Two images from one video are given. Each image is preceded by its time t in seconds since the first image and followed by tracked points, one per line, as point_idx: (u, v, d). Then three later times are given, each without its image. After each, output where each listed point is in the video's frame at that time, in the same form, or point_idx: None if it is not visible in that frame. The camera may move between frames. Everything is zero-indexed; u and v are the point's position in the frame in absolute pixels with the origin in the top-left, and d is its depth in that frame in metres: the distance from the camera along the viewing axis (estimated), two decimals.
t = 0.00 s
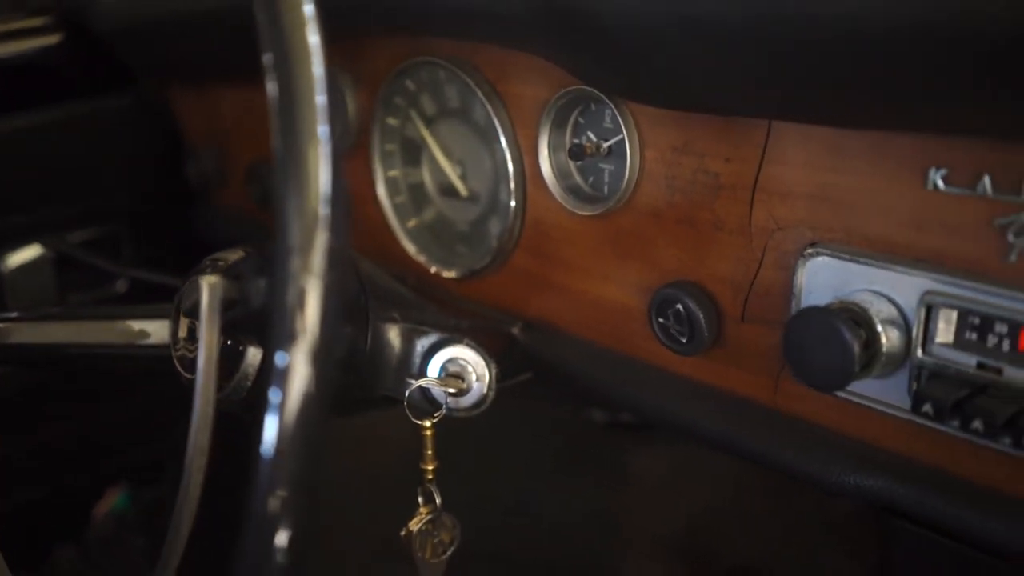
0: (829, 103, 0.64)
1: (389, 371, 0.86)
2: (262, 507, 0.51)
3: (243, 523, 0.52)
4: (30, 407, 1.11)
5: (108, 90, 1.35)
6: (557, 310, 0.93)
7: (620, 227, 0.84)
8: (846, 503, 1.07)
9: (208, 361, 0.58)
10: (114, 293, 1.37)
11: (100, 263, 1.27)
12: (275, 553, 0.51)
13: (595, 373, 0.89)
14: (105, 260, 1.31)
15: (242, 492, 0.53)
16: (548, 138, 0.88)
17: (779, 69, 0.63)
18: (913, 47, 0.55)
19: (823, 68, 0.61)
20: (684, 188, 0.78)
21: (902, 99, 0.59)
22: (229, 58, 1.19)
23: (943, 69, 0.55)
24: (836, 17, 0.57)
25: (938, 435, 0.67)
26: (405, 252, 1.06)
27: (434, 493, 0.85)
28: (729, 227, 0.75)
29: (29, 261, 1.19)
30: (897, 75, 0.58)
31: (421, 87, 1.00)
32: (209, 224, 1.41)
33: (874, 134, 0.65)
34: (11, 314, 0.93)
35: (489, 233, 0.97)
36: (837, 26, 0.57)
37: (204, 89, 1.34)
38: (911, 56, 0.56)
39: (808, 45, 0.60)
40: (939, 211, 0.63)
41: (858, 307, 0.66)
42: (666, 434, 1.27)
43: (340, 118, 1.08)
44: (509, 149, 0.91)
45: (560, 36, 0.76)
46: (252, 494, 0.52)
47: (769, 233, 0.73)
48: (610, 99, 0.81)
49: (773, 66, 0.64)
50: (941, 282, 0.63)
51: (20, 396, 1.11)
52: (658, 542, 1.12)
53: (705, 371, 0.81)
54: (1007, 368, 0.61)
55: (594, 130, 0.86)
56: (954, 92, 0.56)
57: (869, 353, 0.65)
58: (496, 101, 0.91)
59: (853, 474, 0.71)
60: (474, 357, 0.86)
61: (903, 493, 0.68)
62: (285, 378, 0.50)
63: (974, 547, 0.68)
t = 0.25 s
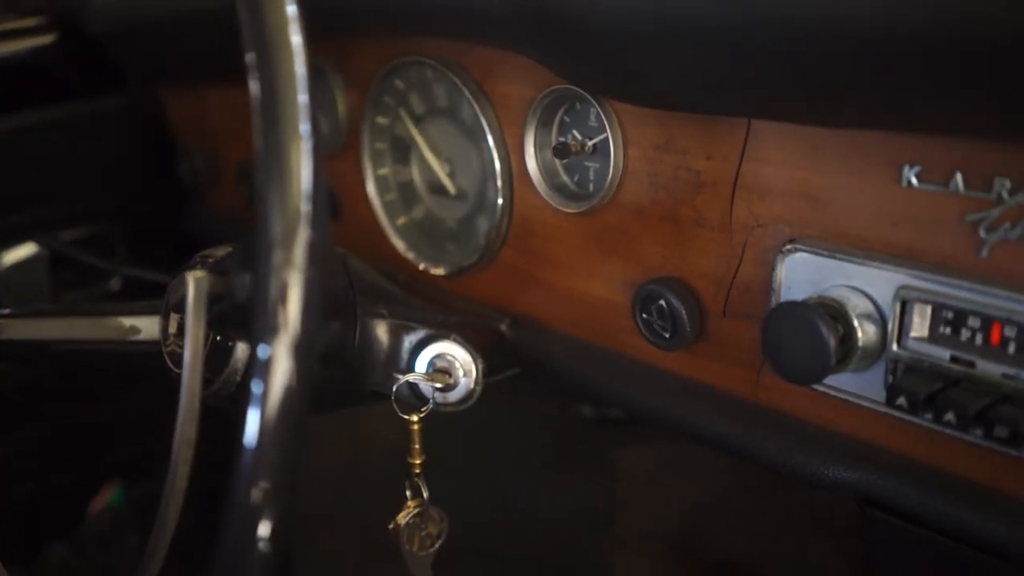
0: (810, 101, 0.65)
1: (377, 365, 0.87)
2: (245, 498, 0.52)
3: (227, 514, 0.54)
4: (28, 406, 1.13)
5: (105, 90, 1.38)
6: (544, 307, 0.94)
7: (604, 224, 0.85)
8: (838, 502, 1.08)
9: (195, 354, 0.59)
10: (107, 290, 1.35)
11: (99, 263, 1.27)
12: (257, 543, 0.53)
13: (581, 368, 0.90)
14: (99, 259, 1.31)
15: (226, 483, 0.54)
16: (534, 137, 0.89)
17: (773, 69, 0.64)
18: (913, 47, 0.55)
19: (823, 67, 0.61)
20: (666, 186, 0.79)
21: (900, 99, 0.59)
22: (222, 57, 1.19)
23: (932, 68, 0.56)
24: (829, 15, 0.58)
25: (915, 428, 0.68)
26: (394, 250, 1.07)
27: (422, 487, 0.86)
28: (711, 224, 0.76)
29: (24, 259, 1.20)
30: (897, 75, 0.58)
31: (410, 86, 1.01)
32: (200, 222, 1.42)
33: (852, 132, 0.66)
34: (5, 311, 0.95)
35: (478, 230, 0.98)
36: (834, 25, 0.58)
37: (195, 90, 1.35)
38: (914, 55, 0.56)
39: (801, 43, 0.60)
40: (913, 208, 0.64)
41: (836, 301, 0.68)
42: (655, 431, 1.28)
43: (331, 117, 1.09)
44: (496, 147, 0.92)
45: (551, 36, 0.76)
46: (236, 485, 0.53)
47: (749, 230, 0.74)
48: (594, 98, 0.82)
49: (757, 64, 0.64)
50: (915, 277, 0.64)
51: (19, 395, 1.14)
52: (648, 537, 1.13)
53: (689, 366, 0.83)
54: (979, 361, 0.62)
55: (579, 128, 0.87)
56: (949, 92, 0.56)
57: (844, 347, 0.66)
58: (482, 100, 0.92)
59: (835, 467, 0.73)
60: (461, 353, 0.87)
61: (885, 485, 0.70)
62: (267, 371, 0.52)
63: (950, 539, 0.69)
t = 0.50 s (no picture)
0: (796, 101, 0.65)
1: (369, 363, 0.88)
2: (233, 491, 0.53)
3: (215, 507, 0.55)
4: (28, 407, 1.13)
5: (105, 90, 1.38)
6: (535, 304, 0.95)
7: (593, 222, 0.86)
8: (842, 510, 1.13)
9: (185, 350, 0.60)
10: (105, 288, 1.35)
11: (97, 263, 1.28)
12: (245, 536, 0.54)
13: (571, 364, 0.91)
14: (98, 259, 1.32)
15: (215, 477, 0.55)
16: (525, 136, 0.90)
17: (773, 69, 0.64)
18: (913, 47, 0.55)
19: (822, 67, 0.61)
20: (654, 184, 0.80)
21: (900, 99, 0.59)
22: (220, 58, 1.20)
23: (932, 68, 0.56)
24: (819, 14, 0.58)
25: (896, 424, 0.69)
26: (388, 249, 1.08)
27: (414, 482, 0.87)
28: (698, 222, 0.77)
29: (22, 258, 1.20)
30: (897, 75, 0.58)
31: (402, 86, 1.02)
32: (197, 222, 1.43)
33: (835, 131, 0.67)
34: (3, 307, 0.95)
35: (470, 229, 0.99)
36: (832, 26, 0.58)
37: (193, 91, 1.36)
38: (915, 55, 0.56)
39: (799, 43, 0.60)
40: (893, 205, 0.65)
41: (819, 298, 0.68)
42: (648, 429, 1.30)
43: (325, 117, 1.10)
44: (487, 146, 0.93)
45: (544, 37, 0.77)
46: (224, 480, 0.54)
47: (735, 228, 0.75)
48: (584, 98, 0.83)
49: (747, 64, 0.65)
50: (896, 274, 0.65)
51: (19, 395, 1.13)
52: (641, 535, 1.14)
53: (677, 363, 0.83)
54: (959, 357, 0.63)
55: (569, 128, 0.88)
56: (949, 93, 0.57)
57: (826, 343, 0.67)
58: (474, 100, 0.93)
59: (819, 462, 0.74)
60: (452, 351, 0.88)
61: (868, 480, 0.71)
62: (255, 367, 0.52)
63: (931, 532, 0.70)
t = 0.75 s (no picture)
0: (777, 99, 0.66)
1: (358, 357, 0.89)
2: (218, 481, 0.55)
3: (200, 496, 0.56)
4: (27, 406, 1.16)
5: (102, 90, 1.39)
6: (523, 300, 0.97)
7: (579, 218, 0.87)
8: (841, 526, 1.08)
9: (174, 341, 0.61)
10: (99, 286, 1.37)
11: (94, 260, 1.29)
12: (230, 524, 0.55)
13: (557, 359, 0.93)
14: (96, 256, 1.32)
15: (200, 467, 0.56)
16: (512, 133, 0.91)
17: (773, 69, 0.64)
18: (913, 47, 0.55)
19: (822, 67, 0.61)
20: (638, 181, 0.81)
21: (900, 99, 0.59)
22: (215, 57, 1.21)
23: (933, 68, 0.55)
24: (801, 13, 0.59)
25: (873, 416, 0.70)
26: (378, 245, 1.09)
27: (402, 475, 0.88)
28: (681, 217, 0.78)
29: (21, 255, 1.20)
30: (897, 75, 0.57)
31: (392, 84, 1.03)
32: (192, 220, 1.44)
33: (813, 128, 0.68)
34: None
35: (459, 226, 1.00)
36: (832, 26, 0.58)
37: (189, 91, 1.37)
38: (914, 55, 0.55)
39: (799, 43, 0.60)
40: (869, 200, 0.66)
41: (797, 291, 0.70)
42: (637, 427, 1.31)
43: (318, 114, 1.11)
44: (476, 143, 0.94)
45: (532, 36, 0.78)
46: (208, 469, 0.55)
47: (717, 224, 0.76)
48: (570, 96, 0.84)
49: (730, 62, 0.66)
50: (873, 268, 0.66)
51: (18, 395, 1.17)
52: (630, 531, 1.16)
53: (660, 357, 0.85)
54: (932, 349, 0.65)
55: (555, 125, 0.89)
56: (948, 93, 0.56)
57: (804, 335, 0.68)
58: (462, 98, 0.94)
59: (798, 453, 0.75)
60: (442, 346, 0.89)
61: (847, 470, 0.72)
62: (239, 358, 0.54)
63: (907, 521, 0.72)
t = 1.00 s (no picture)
0: (755, 99, 0.68)
1: (346, 352, 0.91)
2: (201, 471, 0.56)
3: (183, 486, 0.57)
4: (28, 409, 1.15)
5: (96, 90, 1.41)
6: (508, 296, 0.98)
7: (563, 215, 0.89)
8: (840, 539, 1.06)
9: (159, 335, 0.62)
10: (94, 284, 1.40)
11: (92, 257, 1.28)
12: (212, 513, 0.56)
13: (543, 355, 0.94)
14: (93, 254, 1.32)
15: (183, 458, 0.58)
16: (498, 132, 0.93)
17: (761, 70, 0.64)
18: (913, 47, 0.55)
19: (823, 67, 0.61)
20: (620, 178, 0.82)
21: (901, 99, 0.59)
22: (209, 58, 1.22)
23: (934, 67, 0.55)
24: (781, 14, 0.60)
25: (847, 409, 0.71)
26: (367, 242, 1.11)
27: (389, 469, 0.89)
28: (661, 214, 0.80)
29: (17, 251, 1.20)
30: (897, 75, 0.57)
31: (381, 83, 1.04)
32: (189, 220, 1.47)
33: (789, 126, 0.69)
34: None
35: (447, 223, 1.01)
36: (833, 26, 0.58)
37: (183, 90, 1.39)
38: (914, 55, 0.55)
39: (800, 43, 0.60)
40: (842, 196, 0.67)
41: (773, 286, 0.71)
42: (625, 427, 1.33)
43: (308, 113, 1.13)
44: (462, 141, 0.96)
45: (518, 38, 0.79)
46: (191, 460, 0.56)
47: (696, 220, 0.77)
48: (553, 95, 0.86)
49: (710, 62, 0.67)
50: (847, 263, 0.68)
51: (19, 395, 1.15)
52: (620, 526, 1.17)
53: (641, 350, 0.86)
54: (904, 342, 0.66)
55: (540, 123, 0.90)
56: (948, 93, 0.56)
57: (780, 329, 0.70)
58: (449, 96, 0.96)
59: (776, 446, 0.76)
60: (428, 342, 0.90)
61: (824, 463, 0.73)
62: (221, 350, 0.55)
63: (880, 511, 0.73)
